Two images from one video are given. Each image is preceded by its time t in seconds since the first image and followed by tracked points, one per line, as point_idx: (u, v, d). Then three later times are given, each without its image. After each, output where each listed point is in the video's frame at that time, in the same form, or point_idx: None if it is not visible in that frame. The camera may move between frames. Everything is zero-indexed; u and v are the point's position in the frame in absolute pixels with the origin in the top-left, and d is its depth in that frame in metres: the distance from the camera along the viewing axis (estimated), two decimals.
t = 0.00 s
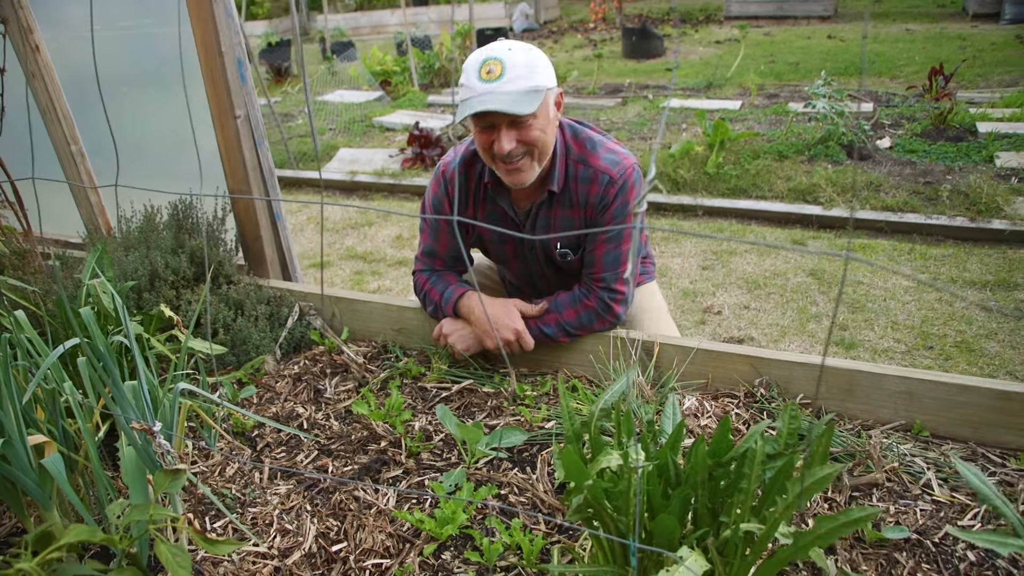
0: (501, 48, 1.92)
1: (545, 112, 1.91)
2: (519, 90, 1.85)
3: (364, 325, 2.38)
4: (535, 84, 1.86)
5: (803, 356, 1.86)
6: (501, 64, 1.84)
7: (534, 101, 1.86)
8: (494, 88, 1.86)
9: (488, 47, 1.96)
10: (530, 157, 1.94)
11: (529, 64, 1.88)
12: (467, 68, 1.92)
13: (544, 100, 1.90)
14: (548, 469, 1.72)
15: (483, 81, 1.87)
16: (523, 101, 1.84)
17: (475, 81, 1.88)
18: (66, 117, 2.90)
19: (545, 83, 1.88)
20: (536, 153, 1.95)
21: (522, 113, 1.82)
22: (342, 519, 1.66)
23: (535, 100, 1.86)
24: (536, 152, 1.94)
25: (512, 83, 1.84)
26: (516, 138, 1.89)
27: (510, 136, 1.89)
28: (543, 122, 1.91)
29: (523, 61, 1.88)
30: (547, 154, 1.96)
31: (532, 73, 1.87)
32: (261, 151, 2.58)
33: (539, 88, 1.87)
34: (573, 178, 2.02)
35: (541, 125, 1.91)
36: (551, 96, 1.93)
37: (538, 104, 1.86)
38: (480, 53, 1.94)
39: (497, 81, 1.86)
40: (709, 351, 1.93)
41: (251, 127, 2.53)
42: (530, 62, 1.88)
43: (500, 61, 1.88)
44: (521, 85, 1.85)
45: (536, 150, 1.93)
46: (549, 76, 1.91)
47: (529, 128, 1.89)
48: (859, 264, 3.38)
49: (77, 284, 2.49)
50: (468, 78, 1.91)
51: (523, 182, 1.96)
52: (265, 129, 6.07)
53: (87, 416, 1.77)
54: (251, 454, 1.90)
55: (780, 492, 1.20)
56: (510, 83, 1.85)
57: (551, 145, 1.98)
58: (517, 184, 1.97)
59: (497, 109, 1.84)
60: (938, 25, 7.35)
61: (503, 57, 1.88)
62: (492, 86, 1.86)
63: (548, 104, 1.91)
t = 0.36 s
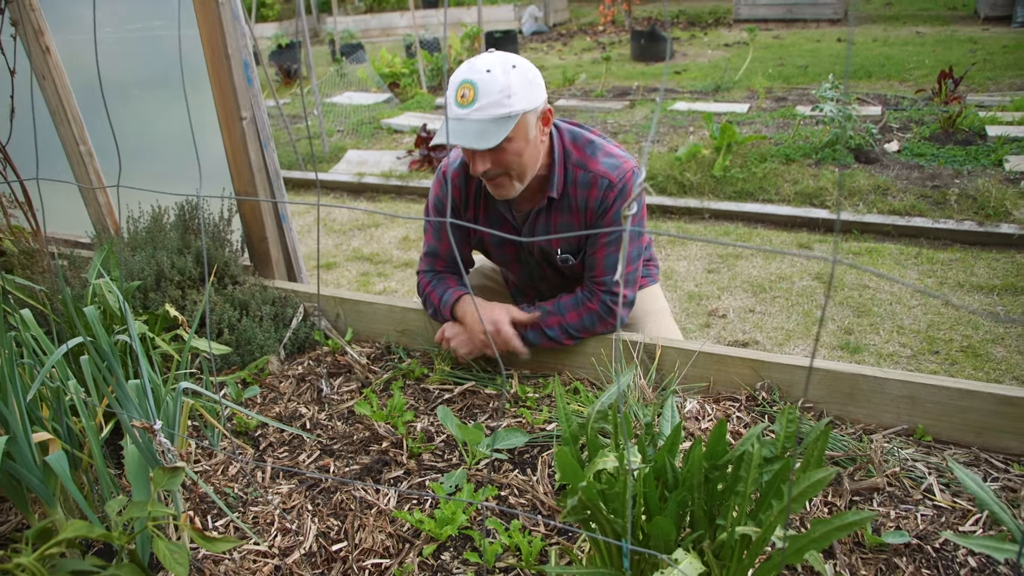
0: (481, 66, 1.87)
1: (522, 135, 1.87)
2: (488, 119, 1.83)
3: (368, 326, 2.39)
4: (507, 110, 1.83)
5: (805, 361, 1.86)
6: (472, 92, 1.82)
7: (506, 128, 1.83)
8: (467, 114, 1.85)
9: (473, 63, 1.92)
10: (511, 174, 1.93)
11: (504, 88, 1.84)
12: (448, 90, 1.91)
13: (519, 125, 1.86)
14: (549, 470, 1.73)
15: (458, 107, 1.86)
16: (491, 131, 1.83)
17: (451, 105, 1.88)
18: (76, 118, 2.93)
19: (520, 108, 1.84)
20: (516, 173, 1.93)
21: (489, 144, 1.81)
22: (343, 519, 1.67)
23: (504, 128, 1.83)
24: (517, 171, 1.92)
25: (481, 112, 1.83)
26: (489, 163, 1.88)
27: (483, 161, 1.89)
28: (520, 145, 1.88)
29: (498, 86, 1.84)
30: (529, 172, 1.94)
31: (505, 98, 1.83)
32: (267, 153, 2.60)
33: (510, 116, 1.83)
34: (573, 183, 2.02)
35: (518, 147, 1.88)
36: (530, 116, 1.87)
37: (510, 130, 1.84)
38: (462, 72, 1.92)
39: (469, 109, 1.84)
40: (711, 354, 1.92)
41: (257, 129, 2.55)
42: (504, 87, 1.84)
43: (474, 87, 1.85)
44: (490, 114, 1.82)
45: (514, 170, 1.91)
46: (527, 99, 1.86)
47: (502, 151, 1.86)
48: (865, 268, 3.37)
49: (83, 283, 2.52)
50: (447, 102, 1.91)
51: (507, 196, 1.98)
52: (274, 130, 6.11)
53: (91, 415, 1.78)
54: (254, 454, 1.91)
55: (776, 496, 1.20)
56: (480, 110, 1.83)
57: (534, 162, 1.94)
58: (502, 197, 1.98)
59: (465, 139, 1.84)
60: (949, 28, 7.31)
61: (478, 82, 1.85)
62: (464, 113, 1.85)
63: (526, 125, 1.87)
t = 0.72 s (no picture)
0: (471, 88, 1.87)
1: (512, 156, 1.88)
2: (475, 145, 1.85)
3: (376, 326, 2.41)
4: (493, 136, 1.84)
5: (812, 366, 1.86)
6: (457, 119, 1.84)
7: (493, 153, 1.85)
8: (456, 140, 1.88)
9: (465, 80, 1.91)
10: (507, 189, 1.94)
11: (491, 113, 1.84)
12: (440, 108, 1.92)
13: (508, 148, 1.86)
14: (554, 472, 1.73)
15: (447, 129, 1.89)
16: (478, 157, 1.85)
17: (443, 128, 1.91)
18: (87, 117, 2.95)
19: (507, 132, 1.84)
20: (509, 189, 1.94)
21: (475, 172, 1.85)
22: (348, 518, 1.68)
23: (491, 154, 1.85)
24: (511, 186, 1.93)
25: (468, 138, 1.85)
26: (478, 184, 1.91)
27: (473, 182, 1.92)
28: (510, 165, 1.89)
29: (486, 110, 1.84)
30: (522, 187, 1.95)
31: (492, 123, 1.84)
32: (276, 153, 2.62)
33: (497, 141, 1.84)
34: (575, 189, 2.03)
35: (509, 168, 1.89)
36: (520, 138, 1.87)
37: (497, 155, 1.85)
38: (454, 89, 1.92)
39: (458, 133, 1.87)
40: (718, 358, 1.93)
41: (266, 129, 2.57)
42: (490, 111, 1.84)
43: (463, 109, 1.86)
44: (477, 140, 1.84)
45: (507, 187, 1.93)
46: (516, 121, 1.85)
47: (492, 173, 1.88)
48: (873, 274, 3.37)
49: (93, 281, 2.54)
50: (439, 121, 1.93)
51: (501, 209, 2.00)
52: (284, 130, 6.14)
53: (100, 411, 1.80)
54: (261, 452, 1.92)
55: (781, 499, 1.20)
56: (469, 137, 1.86)
57: (528, 178, 1.94)
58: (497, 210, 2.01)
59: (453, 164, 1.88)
60: (960, 33, 7.28)
61: (466, 105, 1.86)
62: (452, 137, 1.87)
63: (516, 147, 1.87)
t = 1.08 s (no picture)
0: (478, 99, 1.87)
1: (518, 168, 1.89)
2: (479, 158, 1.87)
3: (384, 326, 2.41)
4: (499, 149, 1.85)
5: (821, 372, 1.86)
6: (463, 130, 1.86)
7: (498, 166, 1.86)
8: (464, 150, 1.90)
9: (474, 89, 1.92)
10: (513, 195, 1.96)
11: (496, 126, 1.84)
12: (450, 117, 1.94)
13: (514, 160, 1.87)
14: (562, 474, 1.74)
15: (456, 139, 1.91)
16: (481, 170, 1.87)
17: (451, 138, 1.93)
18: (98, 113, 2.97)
19: (513, 146, 1.85)
20: (514, 196, 1.96)
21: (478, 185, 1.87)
22: (356, 517, 1.68)
23: (495, 167, 1.86)
24: (516, 193, 1.94)
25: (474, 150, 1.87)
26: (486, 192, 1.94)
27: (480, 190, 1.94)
28: (515, 176, 1.90)
29: (491, 123, 1.85)
30: (529, 195, 1.96)
31: (497, 137, 1.84)
32: (287, 151, 2.63)
33: (501, 154, 1.85)
34: (587, 192, 2.03)
35: (514, 178, 1.90)
36: (527, 150, 1.88)
37: (501, 168, 1.87)
38: (463, 98, 1.93)
39: (465, 144, 1.89)
40: (726, 363, 1.93)
41: (277, 127, 2.58)
42: (496, 125, 1.84)
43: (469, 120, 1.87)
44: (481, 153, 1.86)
45: (512, 193, 1.94)
46: (522, 134, 1.86)
47: (498, 183, 1.90)
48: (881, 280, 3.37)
49: (104, 276, 2.56)
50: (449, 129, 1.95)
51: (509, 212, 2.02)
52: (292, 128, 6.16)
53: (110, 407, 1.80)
54: (269, 450, 1.93)
55: (792, 505, 1.21)
56: (474, 149, 1.87)
57: (535, 186, 1.95)
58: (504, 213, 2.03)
59: (458, 175, 1.91)
60: (971, 40, 7.27)
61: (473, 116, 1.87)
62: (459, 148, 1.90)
63: (523, 159, 1.88)
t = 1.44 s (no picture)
0: (502, 112, 1.86)
1: (545, 177, 1.89)
2: (508, 171, 1.87)
3: (393, 326, 2.41)
4: (527, 161, 1.85)
5: (832, 374, 1.86)
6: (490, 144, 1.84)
7: (528, 178, 1.87)
8: (491, 164, 1.90)
9: (494, 100, 1.90)
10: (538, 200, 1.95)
11: (524, 138, 1.84)
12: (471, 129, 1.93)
13: (542, 170, 1.87)
14: (573, 476, 1.74)
15: (481, 153, 1.90)
16: (511, 184, 1.87)
17: (475, 152, 1.92)
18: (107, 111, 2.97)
19: (541, 157, 1.85)
20: (540, 202, 1.96)
21: (509, 199, 1.87)
22: (367, 517, 1.69)
23: (524, 180, 1.87)
24: (541, 198, 1.94)
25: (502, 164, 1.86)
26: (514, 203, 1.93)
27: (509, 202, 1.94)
28: (543, 185, 1.90)
29: (518, 135, 1.84)
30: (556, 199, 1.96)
31: (525, 149, 1.84)
32: (296, 150, 2.63)
33: (531, 166, 1.85)
34: (604, 194, 2.03)
35: (542, 186, 1.91)
36: (553, 158, 1.88)
37: (530, 180, 1.87)
38: (484, 109, 1.91)
39: (491, 157, 1.88)
40: (737, 364, 1.93)
41: (287, 126, 2.58)
42: (523, 137, 1.84)
43: (495, 134, 1.86)
44: (510, 167, 1.86)
45: (539, 199, 1.95)
46: (549, 144, 1.86)
47: (526, 194, 1.91)
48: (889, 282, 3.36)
49: (112, 274, 2.56)
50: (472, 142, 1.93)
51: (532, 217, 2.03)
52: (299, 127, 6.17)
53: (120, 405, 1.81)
54: (279, 449, 1.93)
55: (807, 508, 1.21)
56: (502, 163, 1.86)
57: (560, 190, 1.95)
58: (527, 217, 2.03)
59: (487, 190, 1.90)
60: (978, 42, 7.25)
61: (498, 129, 1.85)
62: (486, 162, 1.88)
63: (549, 167, 1.88)
